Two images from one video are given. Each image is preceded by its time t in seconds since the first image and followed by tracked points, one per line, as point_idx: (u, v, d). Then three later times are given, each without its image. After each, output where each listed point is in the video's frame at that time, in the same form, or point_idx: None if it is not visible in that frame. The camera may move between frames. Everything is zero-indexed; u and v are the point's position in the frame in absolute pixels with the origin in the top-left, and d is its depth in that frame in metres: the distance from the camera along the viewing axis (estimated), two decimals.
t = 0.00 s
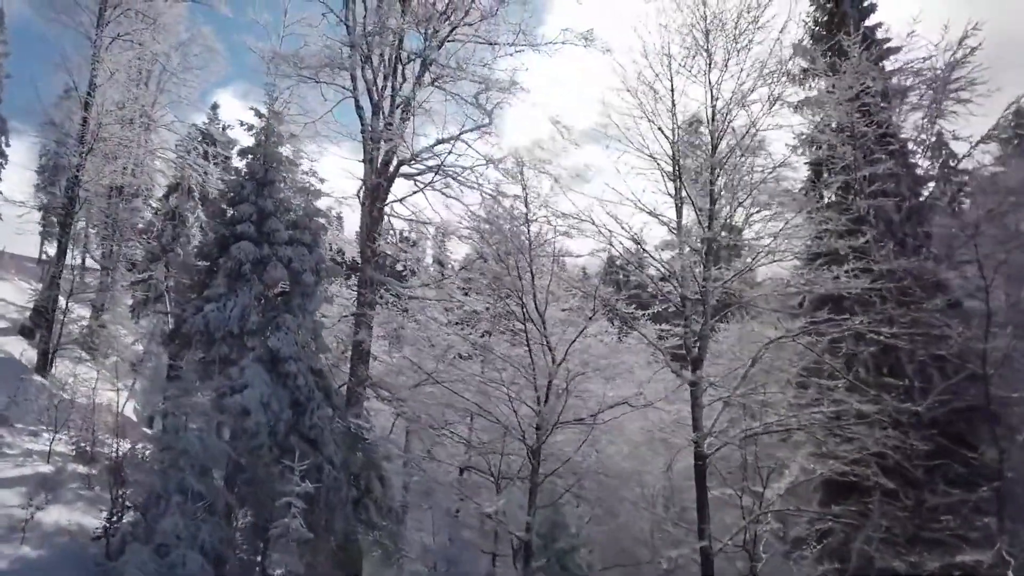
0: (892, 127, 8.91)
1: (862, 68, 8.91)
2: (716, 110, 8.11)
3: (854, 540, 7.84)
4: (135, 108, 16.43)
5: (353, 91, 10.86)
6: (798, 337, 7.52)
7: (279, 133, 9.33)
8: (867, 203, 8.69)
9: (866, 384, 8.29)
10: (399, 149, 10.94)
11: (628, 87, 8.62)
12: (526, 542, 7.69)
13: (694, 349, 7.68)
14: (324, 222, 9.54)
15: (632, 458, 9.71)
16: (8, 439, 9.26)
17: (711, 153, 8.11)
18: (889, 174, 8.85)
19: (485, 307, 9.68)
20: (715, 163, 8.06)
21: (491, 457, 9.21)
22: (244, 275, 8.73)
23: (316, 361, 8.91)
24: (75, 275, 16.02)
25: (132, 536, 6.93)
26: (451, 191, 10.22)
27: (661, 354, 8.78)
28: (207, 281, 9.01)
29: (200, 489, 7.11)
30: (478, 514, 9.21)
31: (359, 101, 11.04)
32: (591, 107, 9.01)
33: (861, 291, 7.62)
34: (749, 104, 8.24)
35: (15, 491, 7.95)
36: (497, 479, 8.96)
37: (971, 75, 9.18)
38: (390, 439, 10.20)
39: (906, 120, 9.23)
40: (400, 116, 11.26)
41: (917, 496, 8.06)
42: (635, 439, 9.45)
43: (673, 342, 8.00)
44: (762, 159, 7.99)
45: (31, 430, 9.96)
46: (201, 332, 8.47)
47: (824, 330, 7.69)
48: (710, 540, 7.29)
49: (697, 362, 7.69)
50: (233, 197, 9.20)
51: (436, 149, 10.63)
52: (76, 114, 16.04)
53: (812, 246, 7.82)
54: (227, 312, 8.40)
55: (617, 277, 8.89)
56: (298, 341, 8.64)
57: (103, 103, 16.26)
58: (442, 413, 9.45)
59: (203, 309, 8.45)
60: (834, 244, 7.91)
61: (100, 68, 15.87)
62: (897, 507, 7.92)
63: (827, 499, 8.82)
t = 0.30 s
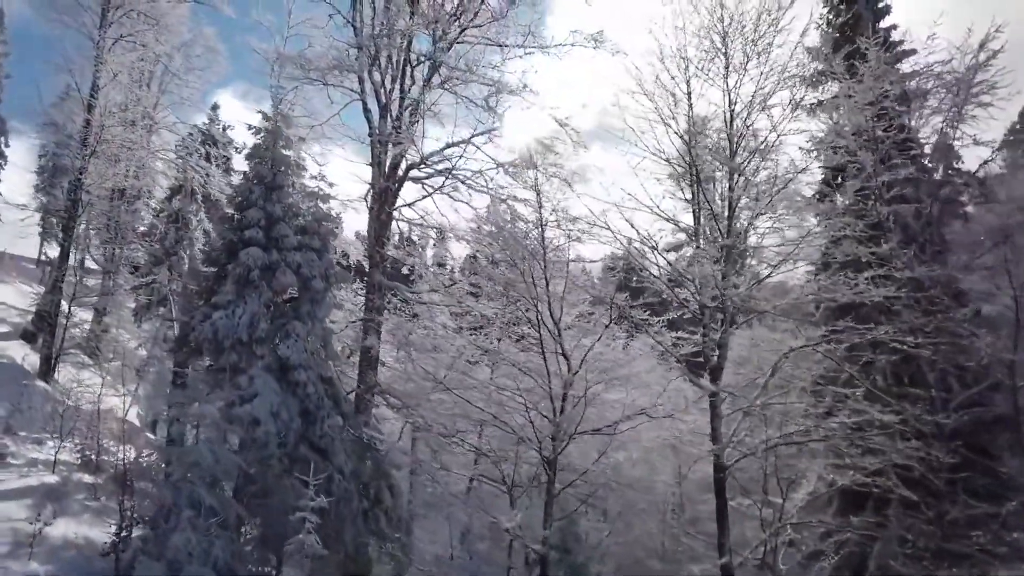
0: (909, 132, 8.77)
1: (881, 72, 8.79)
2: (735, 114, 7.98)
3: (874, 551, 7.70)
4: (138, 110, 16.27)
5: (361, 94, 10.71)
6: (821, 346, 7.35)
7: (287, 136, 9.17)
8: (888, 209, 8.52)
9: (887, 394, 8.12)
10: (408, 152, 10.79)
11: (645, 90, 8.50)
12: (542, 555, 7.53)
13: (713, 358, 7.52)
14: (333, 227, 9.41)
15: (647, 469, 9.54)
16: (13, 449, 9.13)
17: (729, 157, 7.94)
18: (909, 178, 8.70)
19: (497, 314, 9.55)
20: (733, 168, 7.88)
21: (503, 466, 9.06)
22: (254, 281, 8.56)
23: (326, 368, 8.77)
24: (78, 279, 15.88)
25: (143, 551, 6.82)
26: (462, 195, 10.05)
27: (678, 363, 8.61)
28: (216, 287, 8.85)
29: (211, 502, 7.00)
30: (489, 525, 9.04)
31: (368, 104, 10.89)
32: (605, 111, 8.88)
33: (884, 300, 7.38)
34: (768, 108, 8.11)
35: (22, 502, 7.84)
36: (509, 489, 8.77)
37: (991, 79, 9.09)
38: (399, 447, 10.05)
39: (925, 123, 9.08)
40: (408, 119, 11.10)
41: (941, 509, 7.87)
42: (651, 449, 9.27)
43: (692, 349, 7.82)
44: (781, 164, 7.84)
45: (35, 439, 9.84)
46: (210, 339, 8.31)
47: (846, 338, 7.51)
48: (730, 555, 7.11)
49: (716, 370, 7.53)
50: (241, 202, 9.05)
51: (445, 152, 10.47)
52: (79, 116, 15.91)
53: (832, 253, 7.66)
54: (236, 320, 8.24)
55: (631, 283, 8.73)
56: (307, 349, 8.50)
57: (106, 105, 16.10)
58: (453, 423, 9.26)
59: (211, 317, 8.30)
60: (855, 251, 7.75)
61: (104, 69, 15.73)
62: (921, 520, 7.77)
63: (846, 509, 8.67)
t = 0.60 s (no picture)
0: (924, 137, 8.65)
1: (895, 76, 8.67)
2: (749, 118, 7.85)
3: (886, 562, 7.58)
4: (138, 111, 16.11)
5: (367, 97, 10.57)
6: (838, 355, 7.21)
7: (292, 139, 9.01)
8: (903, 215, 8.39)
9: (903, 404, 7.97)
10: (413, 156, 10.64)
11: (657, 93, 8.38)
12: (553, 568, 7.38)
13: (727, 366, 7.38)
14: (338, 232, 9.27)
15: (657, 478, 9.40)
16: (14, 458, 8.99)
17: (744, 162, 7.79)
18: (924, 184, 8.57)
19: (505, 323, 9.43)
20: (747, 172, 7.74)
21: (511, 475, 8.89)
22: (258, 288, 8.41)
23: (332, 377, 8.63)
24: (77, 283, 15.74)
25: (147, 565, 6.67)
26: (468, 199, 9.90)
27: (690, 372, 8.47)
28: (220, 294, 8.71)
29: (217, 514, 6.87)
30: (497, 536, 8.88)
31: (373, 106, 10.75)
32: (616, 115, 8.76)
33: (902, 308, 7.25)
34: (782, 113, 7.98)
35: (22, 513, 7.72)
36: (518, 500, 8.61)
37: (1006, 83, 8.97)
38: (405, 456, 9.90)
39: (940, 128, 8.95)
40: (413, 122, 10.96)
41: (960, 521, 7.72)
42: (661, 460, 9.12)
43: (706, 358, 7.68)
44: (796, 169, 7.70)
45: (35, 446, 9.71)
46: (214, 347, 8.16)
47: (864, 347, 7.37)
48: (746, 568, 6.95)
49: (730, 379, 7.39)
50: (245, 206, 8.90)
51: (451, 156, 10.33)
52: (80, 118, 15.80)
53: (848, 260, 7.53)
54: (240, 327, 8.09)
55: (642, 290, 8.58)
56: (313, 356, 8.35)
57: (106, 106, 15.95)
58: (460, 431, 9.10)
59: (215, 324, 8.14)
60: (872, 258, 7.62)
61: (104, 71, 15.58)
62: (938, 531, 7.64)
63: (860, 520, 8.51)
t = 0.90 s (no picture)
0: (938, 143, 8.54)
1: (909, 82, 8.57)
2: (764, 124, 7.74)
3: (898, 574, 7.49)
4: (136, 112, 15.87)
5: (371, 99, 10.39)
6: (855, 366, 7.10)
7: (296, 143, 8.83)
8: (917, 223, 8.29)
9: (919, 415, 7.86)
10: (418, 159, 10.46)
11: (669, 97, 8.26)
12: None
13: (742, 376, 7.25)
14: (343, 237, 9.09)
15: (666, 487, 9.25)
16: (11, 469, 8.79)
17: (759, 168, 7.67)
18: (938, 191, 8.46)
19: (514, 331, 9.31)
20: (762, 179, 7.62)
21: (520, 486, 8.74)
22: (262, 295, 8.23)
23: (337, 385, 8.45)
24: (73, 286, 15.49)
25: None
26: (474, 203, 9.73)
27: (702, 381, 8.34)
28: (222, 301, 8.52)
29: (223, 529, 6.71)
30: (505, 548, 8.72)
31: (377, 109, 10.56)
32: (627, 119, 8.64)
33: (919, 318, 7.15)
34: (797, 118, 7.87)
35: (21, 524, 7.55)
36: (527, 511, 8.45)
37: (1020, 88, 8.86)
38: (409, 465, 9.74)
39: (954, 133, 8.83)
40: (418, 124, 10.78)
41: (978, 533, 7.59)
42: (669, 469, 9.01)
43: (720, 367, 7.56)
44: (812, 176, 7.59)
45: (33, 455, 9.53)
46: (218, 356, 7.98)
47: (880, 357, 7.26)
48: None
49: (746, 390, 7.27)
50: (249, 211, 8.71)
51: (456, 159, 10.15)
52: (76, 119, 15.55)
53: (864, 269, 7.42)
54: (244, 335, 7.91)
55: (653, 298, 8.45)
56: (318, 364, 8.17)
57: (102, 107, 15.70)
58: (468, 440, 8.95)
59: (219, 332, 7.96)
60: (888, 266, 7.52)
61: (100, 70, 15.33)
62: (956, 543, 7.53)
63: (874, 531, 8.39)
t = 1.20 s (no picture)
0: (951, 150, 8.46)
1: (922, 86, 8.49)
2: (778, 129, 7.66)
3: None
4: (134, 113, 15.67)
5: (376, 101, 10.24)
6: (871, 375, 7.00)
7: (300, 145, 8.67)
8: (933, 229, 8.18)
9: (933, 424, 7.73)
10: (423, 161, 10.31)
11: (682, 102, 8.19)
12: None
13: (757, 385, 7.14)
14: (348, 241, 8.92)
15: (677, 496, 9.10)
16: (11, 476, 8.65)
17: (773, 174, 7.54)
18: (954, 197, 8.37)
19: (523, 337, 9.18)
20: (777, 184, 7.51)
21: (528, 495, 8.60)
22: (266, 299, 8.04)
23: (342, 391, 8.26)
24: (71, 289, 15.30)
25: None
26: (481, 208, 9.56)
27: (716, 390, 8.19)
28: (226, 306, 8.36)
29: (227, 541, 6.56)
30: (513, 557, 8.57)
31: (381, 110, 10.40)
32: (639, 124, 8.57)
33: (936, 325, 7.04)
34: (812, 123, 7.77)
35: (21, 535, 7.43)
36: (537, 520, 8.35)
37: None
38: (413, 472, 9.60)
39: (968, 136, 8.72)
40: (422, 126, 10.61)
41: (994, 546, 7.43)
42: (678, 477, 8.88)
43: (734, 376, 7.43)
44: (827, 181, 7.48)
45: (31, 462, 9.39)
46: (221, 363, 7.82)
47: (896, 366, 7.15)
48: None
49: (760, 399, 7.15)
50: (253, 215, 8.54)
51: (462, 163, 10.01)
52: (74, 119, 15.36)
53: (880, 275, 7.32)
54: (248, 341, 7.73)
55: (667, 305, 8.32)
56: (323, 370, 8.01)
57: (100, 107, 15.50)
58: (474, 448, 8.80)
59: (222, 338, 7.79)
60: (903, 274, 7.43)
61: (99, 70, 15.15)
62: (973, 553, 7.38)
63: (888, 541, 8.26)
